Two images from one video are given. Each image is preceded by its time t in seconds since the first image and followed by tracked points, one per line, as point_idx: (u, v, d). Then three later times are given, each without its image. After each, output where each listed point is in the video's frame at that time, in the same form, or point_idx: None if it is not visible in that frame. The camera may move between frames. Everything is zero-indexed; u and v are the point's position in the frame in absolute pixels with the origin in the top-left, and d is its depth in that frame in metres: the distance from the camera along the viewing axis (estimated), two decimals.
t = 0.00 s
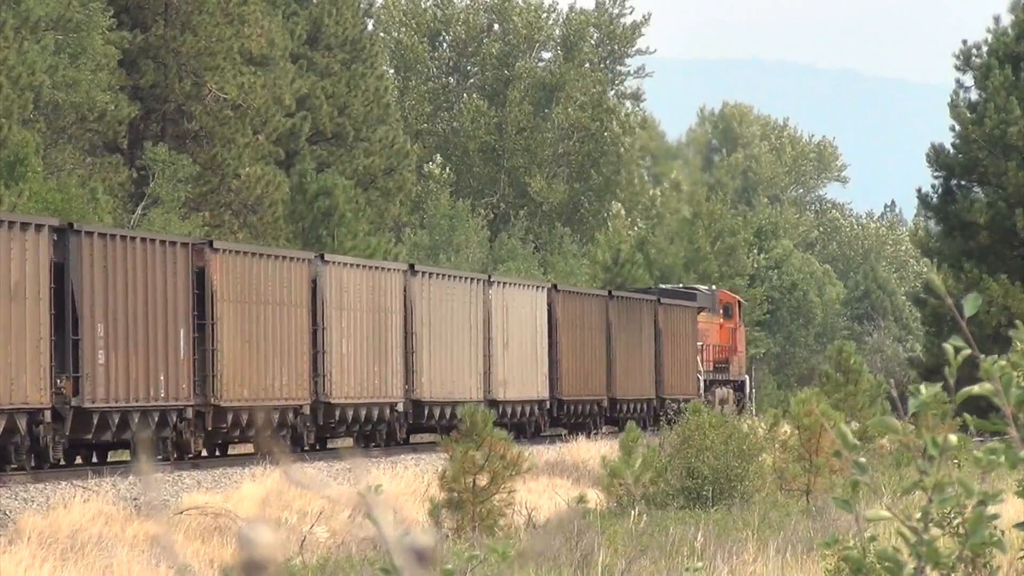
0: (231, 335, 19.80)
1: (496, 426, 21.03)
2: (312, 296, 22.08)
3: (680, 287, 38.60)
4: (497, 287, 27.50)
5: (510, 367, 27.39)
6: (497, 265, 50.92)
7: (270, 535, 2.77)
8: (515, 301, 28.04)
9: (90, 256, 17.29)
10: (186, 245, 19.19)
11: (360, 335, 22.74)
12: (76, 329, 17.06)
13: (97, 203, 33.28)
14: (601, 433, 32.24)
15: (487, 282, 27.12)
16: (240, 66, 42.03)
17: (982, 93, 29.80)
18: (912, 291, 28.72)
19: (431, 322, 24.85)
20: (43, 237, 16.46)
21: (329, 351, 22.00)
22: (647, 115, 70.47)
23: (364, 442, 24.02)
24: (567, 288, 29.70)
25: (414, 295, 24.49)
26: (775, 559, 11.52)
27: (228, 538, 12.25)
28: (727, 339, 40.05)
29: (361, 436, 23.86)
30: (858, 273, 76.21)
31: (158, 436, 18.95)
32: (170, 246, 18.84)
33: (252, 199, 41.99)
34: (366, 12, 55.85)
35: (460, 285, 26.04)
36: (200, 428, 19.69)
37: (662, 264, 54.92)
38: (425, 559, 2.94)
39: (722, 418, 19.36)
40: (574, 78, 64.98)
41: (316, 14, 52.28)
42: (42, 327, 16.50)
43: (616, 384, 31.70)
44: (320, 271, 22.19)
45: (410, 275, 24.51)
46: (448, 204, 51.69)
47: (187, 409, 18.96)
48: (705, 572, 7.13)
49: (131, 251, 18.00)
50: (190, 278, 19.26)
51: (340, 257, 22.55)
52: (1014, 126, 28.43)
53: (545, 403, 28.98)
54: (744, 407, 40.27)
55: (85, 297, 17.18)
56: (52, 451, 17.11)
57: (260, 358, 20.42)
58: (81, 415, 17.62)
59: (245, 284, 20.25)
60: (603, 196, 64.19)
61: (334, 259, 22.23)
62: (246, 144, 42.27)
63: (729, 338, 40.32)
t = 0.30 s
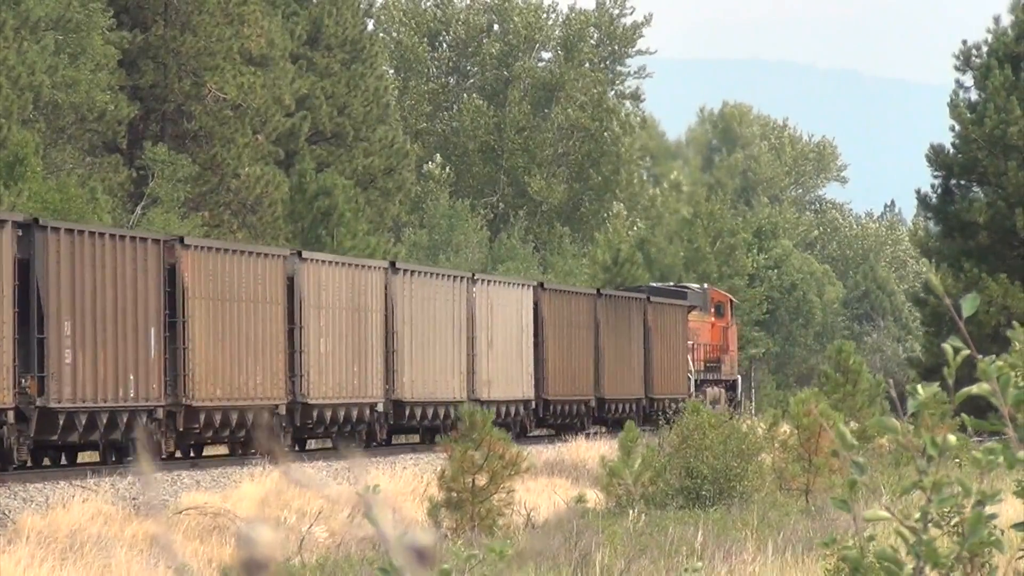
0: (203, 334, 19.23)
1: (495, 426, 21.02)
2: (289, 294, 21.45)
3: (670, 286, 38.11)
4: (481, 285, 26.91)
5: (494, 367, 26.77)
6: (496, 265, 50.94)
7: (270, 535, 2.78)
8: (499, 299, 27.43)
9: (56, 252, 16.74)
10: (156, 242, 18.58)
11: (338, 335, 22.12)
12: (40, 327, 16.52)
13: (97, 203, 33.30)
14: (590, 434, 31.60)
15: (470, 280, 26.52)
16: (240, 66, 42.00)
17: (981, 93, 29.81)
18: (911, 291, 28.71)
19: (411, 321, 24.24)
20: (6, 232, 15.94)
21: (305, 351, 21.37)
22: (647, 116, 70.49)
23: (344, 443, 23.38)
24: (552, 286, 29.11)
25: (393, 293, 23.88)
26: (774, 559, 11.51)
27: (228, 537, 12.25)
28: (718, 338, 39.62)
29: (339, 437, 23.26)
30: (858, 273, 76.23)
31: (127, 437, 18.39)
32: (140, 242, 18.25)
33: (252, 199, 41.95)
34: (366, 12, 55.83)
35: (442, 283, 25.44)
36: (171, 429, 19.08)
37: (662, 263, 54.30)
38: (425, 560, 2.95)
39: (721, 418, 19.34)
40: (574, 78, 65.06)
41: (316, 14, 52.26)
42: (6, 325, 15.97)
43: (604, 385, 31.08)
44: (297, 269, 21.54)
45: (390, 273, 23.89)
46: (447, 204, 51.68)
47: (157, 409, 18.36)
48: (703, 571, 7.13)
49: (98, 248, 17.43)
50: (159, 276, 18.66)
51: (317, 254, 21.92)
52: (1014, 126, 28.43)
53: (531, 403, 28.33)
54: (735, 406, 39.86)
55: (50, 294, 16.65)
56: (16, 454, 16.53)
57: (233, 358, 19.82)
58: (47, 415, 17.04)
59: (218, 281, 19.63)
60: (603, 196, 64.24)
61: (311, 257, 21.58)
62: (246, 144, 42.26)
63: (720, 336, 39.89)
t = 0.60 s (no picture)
0: (176, 334, 18.63)
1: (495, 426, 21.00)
2: (266, 293, 20.82)
3: (662, 285, 37.69)
4: (466, 284, 26.30)
5: (479, 367, 26.18)
6: (496, 266, 50.99)
7: (274, 537, 2.77)
8: (484, 299, 26.83)
9: (22, 249, 16.29)
10: (127, 239, 18.00)
11: (317, 334, 21.50)
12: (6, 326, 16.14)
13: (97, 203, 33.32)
14: (580, 435, 31.06)
15: (455, 278, 25.91)
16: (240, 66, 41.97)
17: (982, 94, 29.82)
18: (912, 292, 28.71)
19: (394, 320, 23.65)
20: None
21: (283, 351, 20.75)
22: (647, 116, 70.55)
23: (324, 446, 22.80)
24: (540, 285, 28.55)
25: (375, 292, 23.27)
26: (775, 560, 11.51)
27: (229, 538, 12.26)
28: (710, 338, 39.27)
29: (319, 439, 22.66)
30: (858, 273, 76.24)
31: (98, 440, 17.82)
32: (109, 239, 17.64)
33: (253, 199, 41.93)
34: (366, 12, 55.81)
35: (426, 281, 24.83)
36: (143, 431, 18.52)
37: (663, 264, 53.14)
38: (428, 560, 2.93)
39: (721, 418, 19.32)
40: (574, 79, 65.15)
41: (316, 14, 52.21)
42: None
43: (593, 385, 30.55)
44: (274, 266, 20.90)
45: (371, 271, 23.28)
46: (448, 204, 51.69)
47: (127, 410, 17.81)
48: (705, 572, 7.14)
49: (63, 245, 16.86)
50: (131, 273, 18.05)
51: (296, 252, 21.28)
52: (1015, 126, 28.44)
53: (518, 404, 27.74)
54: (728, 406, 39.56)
55: (15, 291, 16.22)
56: None
57: (208, 358, 19.21)
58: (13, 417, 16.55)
59: (192, 280, 19.03)
60: (603, 196, 64.31)
61: (288, 254, 20.93)
62: (246, 144, 42.24)
63: (713, 336, 39.53)
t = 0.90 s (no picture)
0: (147, 332, 18.31)
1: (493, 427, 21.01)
2: (242, 290, 20.50)
3: (653, 284, 37.56)
4: (449, 282, 25.98)
5: (462, 366, 25.85)
6: (496, 265, 51.03)
7: (269, 538, 2.78)
8: (468, 297, 26.51)
9: None
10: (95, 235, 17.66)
11: (293, 333, 21.19)
12: None
13: (97, 203, 33.33)
14: (567, 435, 30.76)
15: (437, 276, 25.58)
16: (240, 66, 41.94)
17: (982, 94, 29.81)
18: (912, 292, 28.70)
19: (374, 319, 23.33)
20: None
21: (259, 350, 20.42)
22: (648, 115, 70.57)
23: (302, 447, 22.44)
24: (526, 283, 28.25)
25: (355, 290, 22.96)
26: (774, 560, 11.51)
27: (228, 538, 12.27)
28: (701, 337, 39.21)
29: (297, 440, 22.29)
30: (858, 273, 76.30)
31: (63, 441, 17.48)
32: (78, 236, 17.35)
33: (253, 199, 41.92)
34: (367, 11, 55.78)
35: (407, 279, 24.50)
36: (112, 433, 18.19)
37: (662, 263, 54.08)
38: (422, 562, 2.92)
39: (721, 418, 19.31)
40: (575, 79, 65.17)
41: (316, 14, 52.14)
42: None
43: (581, 384, 30.25)
44: (250, 264, 20.59)
45: (351, 269, 22.96)
46: (448, 205, 51.67)
47: (94, 411, 17.49)
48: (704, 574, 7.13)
49: (30, 242, 16.59)
50: (99, 271, 17.72)
51: (272, 249, 20.97)
52: (1015, 126, 28.43)
53: (503, 404, 27.39)
54: (719, 405, 39.53)
55: None
56: None
57: (180, 358, 18.89)
58: None
59: (163, 277, 18.71)
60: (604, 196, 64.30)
61: (264, 251, 20.63)
62: (246, 144, 42.23)
63: (704, 335, 39.45)
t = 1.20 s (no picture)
0: (117, 330, 17.76)
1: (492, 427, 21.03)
2: (217, 288, 20.00)
3: (644, 282, 37.27)
4: (433, 279, 25.47)
5: (446, 366, 25.36)
6: (496, 265, 51.05)
7: (266, 539, 2.77)
8: (452, 296, 26.04)
9: None
10: (63, 229, 17.10)
11: (270, 332, 20.70)
12: None
13: (97, 203, 33.32)
14: (553, 436, 30.38)
15: (420, 273, 25.05)
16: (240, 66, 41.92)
17: (982, 94, 29.80)
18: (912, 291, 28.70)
19: (354, 318, 22.82)
20: None
21: (234, 350, 19.91)
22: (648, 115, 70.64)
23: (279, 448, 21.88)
24: (512, 281, 27.85)
25: (334, 288, 22.47)
26: (775, 559, 11.49)
27: (228, 538, 12.25)
28: (693, 336, 39.10)
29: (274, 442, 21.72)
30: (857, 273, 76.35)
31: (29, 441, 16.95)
32: (43, 231, 16.71)
33: (253, 199, 41.92)
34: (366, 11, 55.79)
35: (389, 277, 23.98)
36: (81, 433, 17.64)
37: (663, 263, 54.11)
38: (420, 561, 2.91)
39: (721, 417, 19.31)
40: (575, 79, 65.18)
41: (316, 14, 52.11)
42: None
43: (567, 384, 29.92)
44: (225, 262, 20.09)
45: (330, 267, 22.49)
46: (448, 205, 51.66)
47: (61, 411, 16.93)
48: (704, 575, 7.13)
49: None
50: (66, 266, 17.14)
51: (248, 246, 20.49)
52: (1015, 126, 28.42)
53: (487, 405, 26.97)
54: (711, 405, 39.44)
55: None
56: None
57: (151, 357, 18.33)
58: None
59: (135, 274, 18.18)
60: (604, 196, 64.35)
61: (239, 248, 20.13)
62: (246, 144, 42.25)
63: (695, 334, 39.33)
